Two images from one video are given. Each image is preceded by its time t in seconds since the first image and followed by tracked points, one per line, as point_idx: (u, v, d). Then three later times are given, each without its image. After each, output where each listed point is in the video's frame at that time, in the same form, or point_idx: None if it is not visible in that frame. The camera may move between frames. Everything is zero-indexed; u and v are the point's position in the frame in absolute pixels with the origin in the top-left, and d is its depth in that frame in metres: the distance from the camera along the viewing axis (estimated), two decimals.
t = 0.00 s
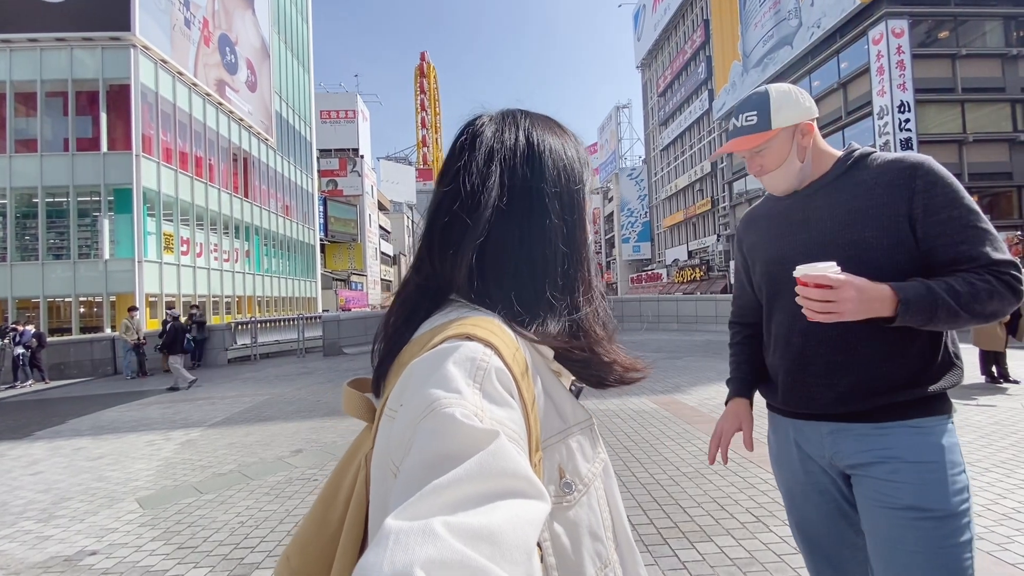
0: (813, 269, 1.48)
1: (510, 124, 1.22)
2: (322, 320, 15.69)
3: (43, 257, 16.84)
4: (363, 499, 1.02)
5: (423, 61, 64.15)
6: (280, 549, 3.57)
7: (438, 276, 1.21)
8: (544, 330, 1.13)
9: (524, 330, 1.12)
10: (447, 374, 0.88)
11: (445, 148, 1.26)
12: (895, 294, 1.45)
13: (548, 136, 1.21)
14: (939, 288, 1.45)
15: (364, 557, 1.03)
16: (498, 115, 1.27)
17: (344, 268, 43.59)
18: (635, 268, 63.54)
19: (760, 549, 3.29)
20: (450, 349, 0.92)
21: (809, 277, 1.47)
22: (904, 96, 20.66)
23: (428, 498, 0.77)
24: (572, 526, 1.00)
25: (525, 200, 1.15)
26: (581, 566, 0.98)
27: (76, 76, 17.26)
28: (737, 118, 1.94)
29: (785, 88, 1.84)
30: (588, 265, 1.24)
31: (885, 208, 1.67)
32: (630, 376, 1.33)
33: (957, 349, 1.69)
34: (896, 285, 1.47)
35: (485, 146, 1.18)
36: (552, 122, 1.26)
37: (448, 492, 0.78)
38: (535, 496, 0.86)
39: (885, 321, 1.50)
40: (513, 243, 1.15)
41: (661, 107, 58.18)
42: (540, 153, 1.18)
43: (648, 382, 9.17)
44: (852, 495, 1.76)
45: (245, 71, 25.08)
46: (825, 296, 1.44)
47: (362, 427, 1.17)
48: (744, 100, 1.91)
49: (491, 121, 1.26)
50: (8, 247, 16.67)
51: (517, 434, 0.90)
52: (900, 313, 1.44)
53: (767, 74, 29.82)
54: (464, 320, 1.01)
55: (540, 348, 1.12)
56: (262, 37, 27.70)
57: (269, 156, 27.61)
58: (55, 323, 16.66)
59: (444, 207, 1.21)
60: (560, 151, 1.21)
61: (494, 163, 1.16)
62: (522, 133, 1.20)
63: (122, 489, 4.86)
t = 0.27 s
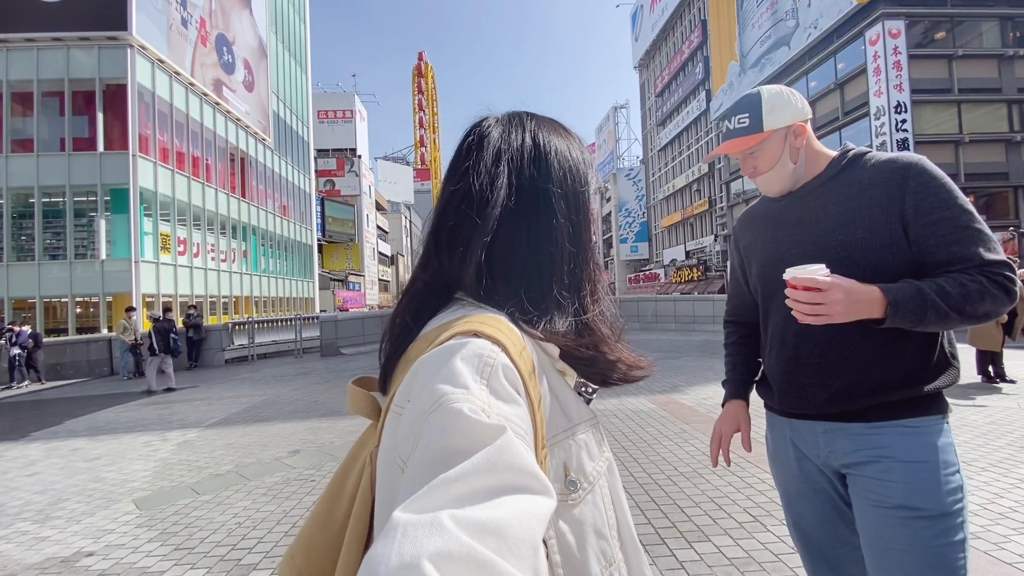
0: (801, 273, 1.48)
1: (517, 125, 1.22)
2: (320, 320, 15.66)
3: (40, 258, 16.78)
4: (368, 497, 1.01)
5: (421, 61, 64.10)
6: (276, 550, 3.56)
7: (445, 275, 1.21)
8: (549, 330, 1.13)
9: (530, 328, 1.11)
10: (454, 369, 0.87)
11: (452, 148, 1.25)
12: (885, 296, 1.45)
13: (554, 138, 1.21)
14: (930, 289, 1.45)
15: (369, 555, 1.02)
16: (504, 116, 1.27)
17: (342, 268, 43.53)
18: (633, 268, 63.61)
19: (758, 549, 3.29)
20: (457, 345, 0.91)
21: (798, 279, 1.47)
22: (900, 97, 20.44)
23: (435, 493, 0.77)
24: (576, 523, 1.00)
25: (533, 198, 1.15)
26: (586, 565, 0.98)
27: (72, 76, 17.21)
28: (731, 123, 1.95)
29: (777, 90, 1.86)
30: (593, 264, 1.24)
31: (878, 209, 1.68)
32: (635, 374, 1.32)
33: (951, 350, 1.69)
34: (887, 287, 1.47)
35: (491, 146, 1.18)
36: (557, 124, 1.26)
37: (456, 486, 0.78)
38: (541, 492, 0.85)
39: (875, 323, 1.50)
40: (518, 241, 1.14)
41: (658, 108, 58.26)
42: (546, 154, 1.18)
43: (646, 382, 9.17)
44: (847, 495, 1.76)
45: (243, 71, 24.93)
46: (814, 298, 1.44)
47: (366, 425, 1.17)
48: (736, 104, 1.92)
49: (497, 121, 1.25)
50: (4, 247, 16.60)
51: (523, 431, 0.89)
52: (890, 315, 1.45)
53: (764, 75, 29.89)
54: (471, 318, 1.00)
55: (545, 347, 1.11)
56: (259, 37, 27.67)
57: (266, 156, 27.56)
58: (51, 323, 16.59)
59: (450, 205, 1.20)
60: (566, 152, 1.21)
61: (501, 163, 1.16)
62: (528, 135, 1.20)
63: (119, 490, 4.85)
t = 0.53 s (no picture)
0: (804, 272, 1.47)
1: (516, 125, 1.21)
2: (317, 320, 15.63)
3: (35, 258, 16.71)
4: (369, 497, 1.00)
5: (418, 62, 64.07)
6: (273, 551, 3.54)
7: (446, 275, 1.19)
8: (551, 329, 1.12)
9: (532, 327, 1.10)
10: (458, 368, 0.86)
11: (451, 149, 1.24)
12: (887, 294, 1.44)
13: (554, 138, 1.20)
14: (932, 288, 1.44)
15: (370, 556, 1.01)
16: (504, 116, 1.26)
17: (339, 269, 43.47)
18: (631, 268, 63.69)
19: (756, 548, 3.28)
20: (460, 344, 0.90)
21: (801, 280, 1.46)
22: (896, 98, 20.86)
23: (438, 491, 0.76)
24: (579, 523, 0.99)
25: (533, 197, 1.14)
26: (589, 566, 0.97)
27: (68, 76, 17.16)
28: (728, 120, 1.92)
29: (777, 88, 1.84)
30: (593, 263, 1.23)
31: (877, 208, 1.67)
32: (635, 372, 1.31)
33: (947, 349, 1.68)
34: (888, 286, 1.46)
35: (491, 147, 1.17)
36: (557, 124, 1.25)
37: (460, 483, 0.77)
38: (543, 490, 0.84)
39: (877, 322, 1.49)
40: (519, 240, 1.13)
41: (655, 108, 58.34)
42: (546, 152, 1.17)
43: (644, 381, 9.18)
44: (847, 495, 1.76)
45: (240, 70, 24.80)
46: (818, 297, 1.43)
47: (368, 425, 1.15)
48: (734, 102, 1.90)
49: (496, 122, 1.24)
50: None
51: (525, 429, 0.88)
52: (894, 313, 1.43)
53: (761, 75, 29.97)
54: (472, 317, 0.98)
55: (545, 346, 1.10)
56: (256, 37, 27.62)
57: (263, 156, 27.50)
58: (47, 324, 16.53)
59: (451, 205, 1.19)
60: (565, 152, 1.20)
61: (501, 163, 1.15)
62: (528, 135, 1.19)
63: (115, 491, 4.82)
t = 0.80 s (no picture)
0: (817, 274, 1.47)
1: (513, 126, 1.21)
2: (315, 321, 15.60)
3: (32, 258, 16.65)
4: (368, 497, 0.99)
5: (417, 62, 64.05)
6: (271, 551, 3.54)
7: (444, 276, 1.19)
8: (550, 329, 1.12)
9: (530, 326, 1.10)
10: (457, 368, 0.86)
11: (450, 150, 1.23)
12: (897, 296, 1.44)
13: (552, 139, 1.20)
14: (938, 291, 1.45)
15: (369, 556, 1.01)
16: (501, 118, 1.25)
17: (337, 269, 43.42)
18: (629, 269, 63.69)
19: (754, 549, 3.28)
20: (459, 344, 0.89)
21: (815, 281, 1.45)
22: (894, 99, 20.85)
23: (437, 490, 0.75)
24: (577, 523, 0.98)
25: (530, 197, 1.14)
26: (587, 565, 0.97)
27: (65, 75, 17.11)
28: (731, 115, 1.93)
29: (782, 86, 1.85)
30: (591, 262, 1.23)
31: (879, 209, 1.67)
32: (633, 372, 1.30)
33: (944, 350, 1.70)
34: (897, 289, 1.46)
35: (487, 148, 1.17)
36: (553, 124, 1.25)
37: (459, 483, 0.76)
38: (541, 491, 0.84)
39: (885, 324, 1.49)
40: (516, 239, 1.13)
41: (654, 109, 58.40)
42: (544, 153, 1.17)
43: (642, 382, 9.18)
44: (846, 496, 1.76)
45: (238, 70, 24.80)
46: (832, 300, 1.42)
47: (367, 426, 1.15)
48: (738, 98, 1.91)
49: (494, 123, 1.24)
50: None
51: (525, 430, 0.88)
52: (902, 315, 1.44)
53: (759, 76, 30.00)
54: (471, 317, 0.98)
55: (544, 346, 1.10)
56: (255, 36, 27.58)
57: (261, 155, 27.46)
58: (44, 324, 16.48)
59: (448, 207, 1.18)
60: (563, 153, 1.20)
61: (498, 164, 1.15)
62: (525, 136, 1.19)
63: (112, 492, 4.81)
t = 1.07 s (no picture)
0: (827, 277, 1.46)
1: (509, 125, 1.20)
2: (316, 320, 15.60)
3: (33, 257, 16.66)
4: (365, 497, 0.99)
5: (418, 62, 64.05)
6: (270, 551, 3.54)
7: (440, 276, 1.19)
8: (546, 328, 1.11)
9: (525, 327, 1.10)
10: (452, 369, 0.86)
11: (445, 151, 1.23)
12: (904, 298, 1.44)
13: (547, 139, 1.20)
14: (945, 293, 1.45)
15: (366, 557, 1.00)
16: (497, 118, 1.25)
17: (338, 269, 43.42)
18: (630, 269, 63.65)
19: (754, 550, 3.28)
20: (454, 345, 0.89)
21: (825, 283, 1.44)
22: (895, 100, 20.93)
23: (432, 492, 0.75)
24: (574, 523, 0.98)
25: (525, 196, 1.13)
26: (584, 566, 0.96)
27: (66, 75, 17.13)
28: (737, 112, 1.93)
29: (789, 83, 1.84)
30: (587, 261, 1.22)
31: (884, 210, 1.66)
32: (629, 372, 1.30)
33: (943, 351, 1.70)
34: (904, 291, 1.46)
35: (481, 149, 1.16)
36: (548, 124, 1.25)
37: (454, 484, 0.76)
38: (537, 491, 0.83)
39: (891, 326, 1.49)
40: (512, 239, 1.13)
41: (655, 110, 58.44)
42: (539, 153, 1.16)
43: (642, 383, 9.17)
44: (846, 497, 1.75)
45: (239, 70, 24.83)
46: (842, 302, 1.42)
47: (363, 428, 1.15)
48: (746, 95, 1.90)
49: (489, 124, 1.23)
50: None
51: (521, 431, 0.87)
52: (910, 317, 1.43)
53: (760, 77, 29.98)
54: (468, 318, 0.98)
55: (540, 346, 1.10)
56: (256, 36, 27.59)
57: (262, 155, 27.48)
58: (45, 323, 16.47)
59: (444, 208, 1.18)
60: (558, 153, 1.20)
61: (493, 164, 1.14)
62: (519, 137, 1.18)
63: (112, 491, 4.81)
